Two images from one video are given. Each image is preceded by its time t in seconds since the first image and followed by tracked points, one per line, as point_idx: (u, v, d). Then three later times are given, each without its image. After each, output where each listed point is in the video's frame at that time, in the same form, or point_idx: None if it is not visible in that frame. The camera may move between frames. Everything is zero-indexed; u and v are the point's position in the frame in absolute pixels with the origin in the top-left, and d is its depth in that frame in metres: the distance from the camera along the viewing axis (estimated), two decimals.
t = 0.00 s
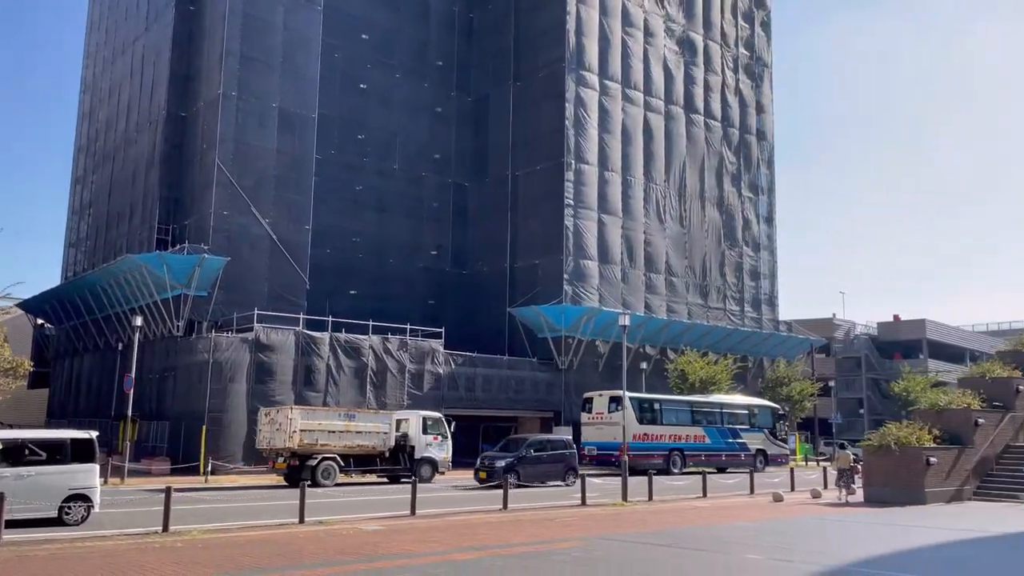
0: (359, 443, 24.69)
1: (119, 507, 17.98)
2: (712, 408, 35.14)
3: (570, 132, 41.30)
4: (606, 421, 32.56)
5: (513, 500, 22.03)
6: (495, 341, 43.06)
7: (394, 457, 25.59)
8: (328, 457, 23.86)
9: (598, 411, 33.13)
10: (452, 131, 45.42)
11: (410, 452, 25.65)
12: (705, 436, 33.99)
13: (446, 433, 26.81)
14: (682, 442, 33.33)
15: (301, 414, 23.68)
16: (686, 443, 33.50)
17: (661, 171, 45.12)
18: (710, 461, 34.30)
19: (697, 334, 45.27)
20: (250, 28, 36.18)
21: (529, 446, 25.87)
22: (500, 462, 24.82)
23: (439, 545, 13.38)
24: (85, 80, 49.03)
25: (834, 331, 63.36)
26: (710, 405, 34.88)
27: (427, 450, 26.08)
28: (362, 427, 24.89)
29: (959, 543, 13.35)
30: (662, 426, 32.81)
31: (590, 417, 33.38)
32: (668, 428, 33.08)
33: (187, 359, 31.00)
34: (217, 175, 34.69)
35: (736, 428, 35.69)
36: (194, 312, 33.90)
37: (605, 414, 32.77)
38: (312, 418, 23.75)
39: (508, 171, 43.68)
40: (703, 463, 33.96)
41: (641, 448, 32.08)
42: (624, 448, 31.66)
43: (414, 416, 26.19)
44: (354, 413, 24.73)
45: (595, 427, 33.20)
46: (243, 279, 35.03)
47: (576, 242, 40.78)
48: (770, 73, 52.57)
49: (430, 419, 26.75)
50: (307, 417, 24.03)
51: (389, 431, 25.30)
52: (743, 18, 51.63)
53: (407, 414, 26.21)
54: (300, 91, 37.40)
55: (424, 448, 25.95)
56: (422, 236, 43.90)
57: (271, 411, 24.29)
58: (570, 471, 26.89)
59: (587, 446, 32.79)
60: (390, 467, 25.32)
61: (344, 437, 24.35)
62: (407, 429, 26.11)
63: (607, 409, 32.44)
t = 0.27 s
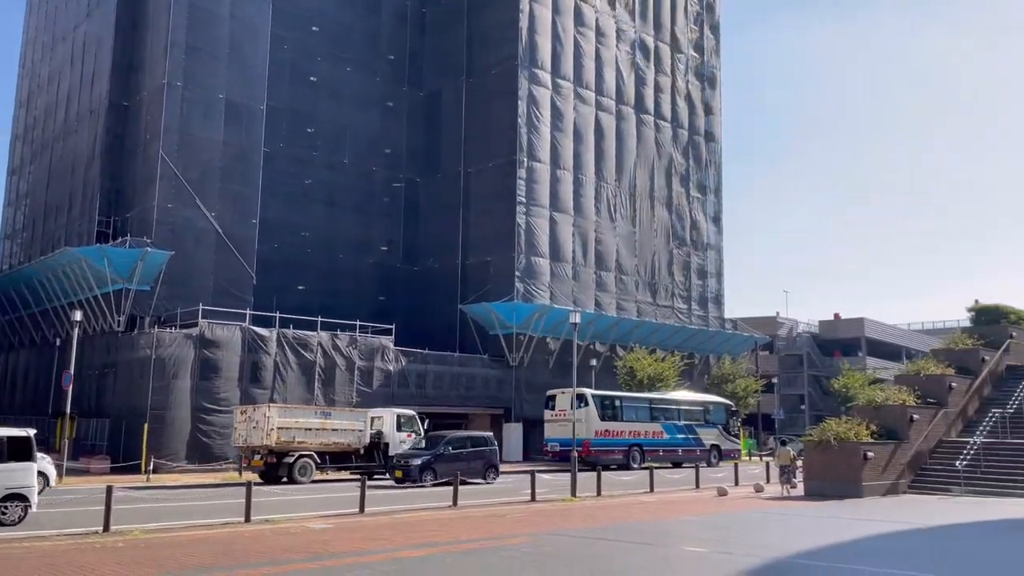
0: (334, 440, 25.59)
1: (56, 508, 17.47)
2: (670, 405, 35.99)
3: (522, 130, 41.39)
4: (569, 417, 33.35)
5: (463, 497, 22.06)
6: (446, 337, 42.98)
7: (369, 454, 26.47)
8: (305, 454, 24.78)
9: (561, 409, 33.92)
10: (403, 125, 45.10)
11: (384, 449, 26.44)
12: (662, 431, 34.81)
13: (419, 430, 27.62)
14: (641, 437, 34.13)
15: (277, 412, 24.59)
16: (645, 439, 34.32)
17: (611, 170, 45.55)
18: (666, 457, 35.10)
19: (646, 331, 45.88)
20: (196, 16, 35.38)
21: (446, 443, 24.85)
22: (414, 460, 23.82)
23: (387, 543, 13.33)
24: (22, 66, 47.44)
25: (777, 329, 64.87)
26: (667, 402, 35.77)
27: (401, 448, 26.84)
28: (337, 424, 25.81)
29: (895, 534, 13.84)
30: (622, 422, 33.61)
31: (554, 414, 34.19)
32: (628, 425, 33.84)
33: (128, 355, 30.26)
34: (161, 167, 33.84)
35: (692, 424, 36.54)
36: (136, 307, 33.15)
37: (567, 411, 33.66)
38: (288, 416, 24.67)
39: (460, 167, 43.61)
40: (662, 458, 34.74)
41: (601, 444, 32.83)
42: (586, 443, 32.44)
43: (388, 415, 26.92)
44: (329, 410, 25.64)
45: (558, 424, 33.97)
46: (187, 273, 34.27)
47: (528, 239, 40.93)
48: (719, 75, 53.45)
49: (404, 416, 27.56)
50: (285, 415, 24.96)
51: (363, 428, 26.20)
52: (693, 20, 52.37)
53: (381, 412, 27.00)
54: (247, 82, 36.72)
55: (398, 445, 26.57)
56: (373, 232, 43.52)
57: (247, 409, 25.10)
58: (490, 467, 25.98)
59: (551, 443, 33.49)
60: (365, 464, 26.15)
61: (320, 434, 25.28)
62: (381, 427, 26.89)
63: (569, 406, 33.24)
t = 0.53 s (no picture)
0: (307, 438, 25.81)
1: None
2: (626, 401, 36.66)
3: (473, 127, 41.39)
4: (531, 414, 33.88)
5: (412, 494, 22.02)
6: (395, 333, 42.76)
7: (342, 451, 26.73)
8: (278, 451, 24.91)
9: (523, 406, 34.46)
10: (353, 120, 44.64)
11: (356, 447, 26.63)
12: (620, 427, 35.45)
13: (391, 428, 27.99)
14: (600, 433, 34.77)
15: (251, 409, 24.91)
16: (604, 434, 34.96)
17: (562, 168, 45.87)
18: (623, 452, 35.73)
19: (595, 328, 46.35)
20: (138, 4, 34.45)
21: (363, 441, 23.68)
22: (327, 460, 22.61)
23: (336, 540, 13.26)
24: None
25: (722, 326, 66.25)
26: (625, 399, 36.46)
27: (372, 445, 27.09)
28: (310, 422, 26.04)
29: (833, 526, 14.28)
30: (582, 418, 34.21)
31: (516, 411, 34.74)
32: (587, 421, 34.43)
33: (66, 352, 29.43)
34: (101, 158, 32.89)
35: (648, 420, 37.23)
36: (74, 302, 32.14)
37: (530, 407, 34.15)
38: (262, 414, 24.98)
39: (411, 163, 43.41)
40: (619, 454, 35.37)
41: (563, 439, 33.37)
42: (548, 438, 33.02)
43: (359, 412, 27.33)
44: (302, 408, 25.94)
45: (520, 420, 34.53)
46: (128, 268, 33.45)
47: (478, 236, 40.97)
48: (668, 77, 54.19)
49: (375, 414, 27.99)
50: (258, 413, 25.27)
51: (336, 426, 26.45)
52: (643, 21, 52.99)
53: (354, 410, 27.29)
54: (192, 73, 35.93)
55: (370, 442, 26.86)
56: (321, 227, 42.98)
57: (221, 408, 25.46)
58: (411, 466, 24.88)
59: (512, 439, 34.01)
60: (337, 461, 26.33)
61: (294, 432, 25.54)
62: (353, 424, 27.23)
63: (531, 403, 33.80)
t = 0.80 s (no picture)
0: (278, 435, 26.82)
1: None
2: (586, 399, 37.10)
3: (426, 123, 41.27)
4: (494, 410, 34.04)
5: (362, 492, 21.94)
6: (344, 330, 42.42)
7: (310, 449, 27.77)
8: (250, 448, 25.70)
9: (486, 402, 34.56)
10: (303, 113, 44.08)
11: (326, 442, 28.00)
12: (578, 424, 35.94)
13: (358, 425, 29.45)
14: (560, 430, 35.15)
15: (224, 407, 25.77)
16: (564, 431, 35.35)
17: (514, 166, 46.03)
18: (581, 448, 36.24)
19: (545, 326, 46.71)
20: None
21: (277, 439, 22.55)
22: (238, 457, 21.34)
23: (285, 539, 13.17)
24: None
25: (669, 324, 67.34)
26: (584, 396, 36.89)
27: (342, 440, 28.44)
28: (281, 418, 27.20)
29: (776, 519, 14.72)
30: (544, 415, 34.52)
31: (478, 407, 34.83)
32: (548, 418, 34.76)
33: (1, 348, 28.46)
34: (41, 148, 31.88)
35: (606, 417, 37.73)
36: (12, 296, 31.21)
37: (493, 405, 34.18)
38: (235, 412, 25.91)
39: (361, 158, 43.11)
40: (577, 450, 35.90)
41: (526, 435, 33.55)
42: (510, 435, 33.23)
43: (328, 410, 28.69)
44: (273, 405, 27.19)
45: (482, 416, 34.65)
46: (68, 261, 32.51)
47: (430, 232, 40.89)
48: (618, 77, 54.76)
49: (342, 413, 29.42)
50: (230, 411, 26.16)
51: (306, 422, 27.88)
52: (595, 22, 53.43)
53: (322, 407, 28.77)
54: (137, 62, 35.06)
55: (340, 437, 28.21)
56: (269, 221, 42.35)
57: (192, 406, 26.17)
58: (327, 465, 23.85)
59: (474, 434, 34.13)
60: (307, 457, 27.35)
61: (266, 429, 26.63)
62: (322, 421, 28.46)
63: (494, 400, 33.93)
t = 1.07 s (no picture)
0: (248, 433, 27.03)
1: None
2: (546, 396, 37.71)
3: (380, 118, 40.97)
4: (457, 408, 34.48)
5: (312, 490, 21.73)
6: (294, 326, 41.89)
7: (280, 446, 27.96)
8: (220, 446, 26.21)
9: (449, 400, 34.97)
10: (253, 106, 43.34)
11: (295, 441, 27.95)
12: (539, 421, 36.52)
13: (326, 423, 29.47)
14: (521, 427, 35.72)
15: (194, 406, 25.95)
16: (525, 428, 35.92)
17: (468, 163, 45.94)
18: (541, 445, 36.83)
19: (498, 323, 46.81)
20: None
21: (189, 437, 21.64)
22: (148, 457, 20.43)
23: (234, 538, 12.99)
24: None
25: (620, 322, 68.09)
26: (545, 394, 37.45)
27: (310, 438, 28.50)
28: (250, 417, 27.21)
29: (723, 514, 15.04)
30: (506, 413, 35.06)
31: (441, 404, 35.21)
32: (509, 415, 35.30)
33: None
34: None
35: (565, 414, 38.32)
36: None
37: (455, 402, 34.71)
38: (205, 410, 26.06)
39: (312, 152, 42.62)
40: (538, 447, 36.45)
41: (489, 433, 34.04)
42: (473, 432, 33.68)
43: (299, 408, 28.47)
44: (244, 404, 26.97)
45: (445, 414, 35.03)
46: (6, 253, 31.38)
47: (383, 228, 40.60)
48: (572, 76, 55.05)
49: (313, 410, 29.23)
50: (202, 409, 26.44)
51: (276, 421, 27.70)
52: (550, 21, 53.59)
53: (292, 405, 28.57)
54: (80, 49, 34.05)
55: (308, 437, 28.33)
56: (217, 216, 41.55)
57: (163, 404, 26.48)
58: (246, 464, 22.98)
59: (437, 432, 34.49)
60: (276, 455, 27.62)
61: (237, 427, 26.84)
62: (292, 419, 28.33)
63: (458, 397, 34.37)
